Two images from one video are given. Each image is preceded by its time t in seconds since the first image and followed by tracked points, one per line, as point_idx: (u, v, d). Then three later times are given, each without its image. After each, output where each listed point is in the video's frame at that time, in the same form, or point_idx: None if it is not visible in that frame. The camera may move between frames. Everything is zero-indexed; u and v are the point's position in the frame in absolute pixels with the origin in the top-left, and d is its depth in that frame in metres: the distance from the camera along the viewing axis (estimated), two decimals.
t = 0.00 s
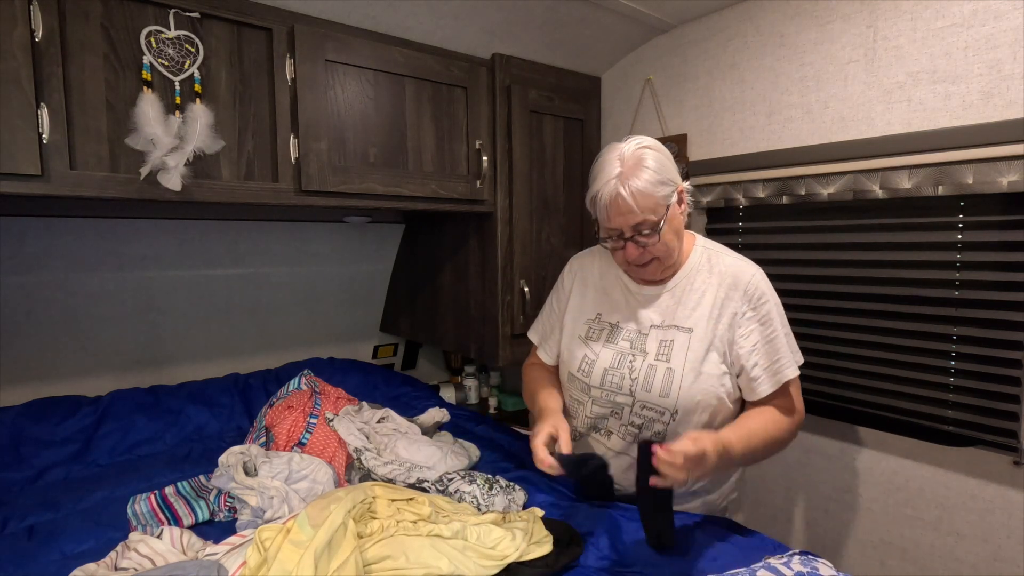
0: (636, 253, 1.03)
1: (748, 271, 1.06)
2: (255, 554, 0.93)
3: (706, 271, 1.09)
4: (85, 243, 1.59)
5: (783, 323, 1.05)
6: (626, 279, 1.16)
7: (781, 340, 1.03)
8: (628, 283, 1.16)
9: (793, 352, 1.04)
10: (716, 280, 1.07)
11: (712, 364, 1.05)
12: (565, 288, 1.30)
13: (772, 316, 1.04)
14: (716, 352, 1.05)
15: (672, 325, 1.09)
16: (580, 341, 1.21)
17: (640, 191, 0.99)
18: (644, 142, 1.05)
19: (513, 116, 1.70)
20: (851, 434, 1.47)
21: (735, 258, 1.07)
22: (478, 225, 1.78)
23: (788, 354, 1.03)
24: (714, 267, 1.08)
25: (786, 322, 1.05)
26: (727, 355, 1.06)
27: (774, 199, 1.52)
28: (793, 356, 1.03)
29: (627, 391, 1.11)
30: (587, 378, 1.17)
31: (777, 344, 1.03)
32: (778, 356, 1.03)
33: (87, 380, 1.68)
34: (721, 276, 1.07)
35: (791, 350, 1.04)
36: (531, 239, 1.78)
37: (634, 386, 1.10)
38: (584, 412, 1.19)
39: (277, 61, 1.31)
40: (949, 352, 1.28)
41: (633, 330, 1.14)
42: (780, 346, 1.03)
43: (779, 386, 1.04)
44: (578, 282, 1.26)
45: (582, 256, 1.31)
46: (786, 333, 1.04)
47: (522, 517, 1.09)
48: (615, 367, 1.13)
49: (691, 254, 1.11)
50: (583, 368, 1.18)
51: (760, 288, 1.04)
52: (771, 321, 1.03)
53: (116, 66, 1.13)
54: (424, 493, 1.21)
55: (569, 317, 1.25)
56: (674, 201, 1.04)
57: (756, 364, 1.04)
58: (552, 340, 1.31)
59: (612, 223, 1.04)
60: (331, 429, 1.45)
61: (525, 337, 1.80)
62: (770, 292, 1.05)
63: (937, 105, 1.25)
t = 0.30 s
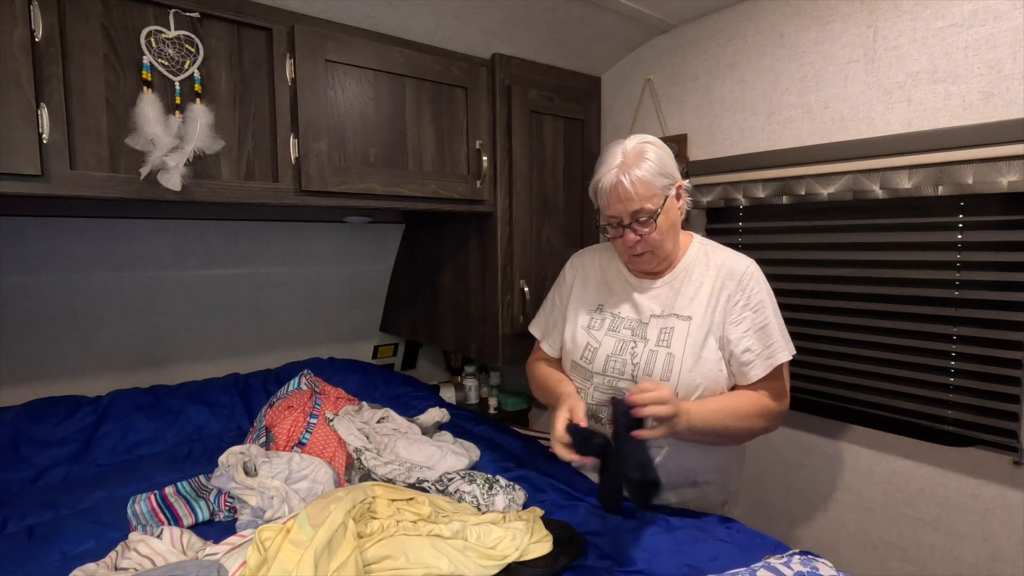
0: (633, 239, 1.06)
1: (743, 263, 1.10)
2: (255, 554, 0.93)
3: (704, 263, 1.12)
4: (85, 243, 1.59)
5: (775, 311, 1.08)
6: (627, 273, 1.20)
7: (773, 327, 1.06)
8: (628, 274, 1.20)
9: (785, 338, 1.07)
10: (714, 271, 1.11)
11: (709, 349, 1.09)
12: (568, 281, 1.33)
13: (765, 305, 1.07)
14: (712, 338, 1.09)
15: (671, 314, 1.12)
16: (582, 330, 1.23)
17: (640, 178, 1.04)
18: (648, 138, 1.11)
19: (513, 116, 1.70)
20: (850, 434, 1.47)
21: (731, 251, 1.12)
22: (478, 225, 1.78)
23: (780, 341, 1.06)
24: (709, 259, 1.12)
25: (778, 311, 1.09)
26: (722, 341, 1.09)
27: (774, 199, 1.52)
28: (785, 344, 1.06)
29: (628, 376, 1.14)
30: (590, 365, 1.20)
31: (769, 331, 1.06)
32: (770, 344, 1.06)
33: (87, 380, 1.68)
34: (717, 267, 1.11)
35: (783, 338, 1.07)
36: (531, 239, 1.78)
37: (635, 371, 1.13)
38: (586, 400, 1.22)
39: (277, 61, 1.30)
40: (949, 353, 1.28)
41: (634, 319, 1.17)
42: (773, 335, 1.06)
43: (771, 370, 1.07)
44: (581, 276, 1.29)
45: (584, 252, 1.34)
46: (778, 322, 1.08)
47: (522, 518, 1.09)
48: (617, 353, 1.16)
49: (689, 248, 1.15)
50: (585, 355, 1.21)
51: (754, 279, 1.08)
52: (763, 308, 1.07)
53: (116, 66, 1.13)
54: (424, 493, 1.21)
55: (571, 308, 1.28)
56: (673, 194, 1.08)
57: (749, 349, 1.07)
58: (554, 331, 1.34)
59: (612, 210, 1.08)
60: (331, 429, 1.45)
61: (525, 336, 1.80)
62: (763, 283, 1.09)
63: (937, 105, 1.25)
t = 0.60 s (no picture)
0: (619, 243, 1.11)
1: (740, 260, 1.10)
2: (255, 554, 0.93)
3: (701, 261, 1.13)
4: (85, 243, 1.60)
5: (774, 305, 1.09)
6: (625, 272, 1.21)
7: (771, 322, 1.07)
8: (627, 274, 1.21)
9: (784, 331, 1.08)
10: (712, 268, 1.11)
11: (709, 345, 1.09)
12: (568, 280, 1.33)
13: (763, 300, 1.08)
14: (711, 334, 1.10)
15: (672, 311, 1.13)
16: (583, 328, 1.23)
17: (624, 185, 1.08)
18: (640, 143, 1.13)
19: (513, 116, 1.70)
20: (850, 434, 1.47)
21: (727, 249, 1.13)
22: (478, 225, 1.78)
23: (778, 335, 1.07)
24: (707, 257, 1.13)
25: (775, 305, 1.10)
26: (723, 336, 1.10)
27: (774, 199, 1.52)
28: (783, 337, 1.07)
29: (630, 372, 1.14)
30: (592, 363, 1.20)
31: (768, 325, 1.07)
32: (769, 338, 1.07)
33: (86, 380, 1.68)
34: (715, 264, 1.11)
35: (781, 332, 1.08)
36: (531, 239, 1.78)
37: (637, 368, 1.13)
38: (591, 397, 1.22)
39: (277, 61, 1.30)
40: (949, 353, 1.28)
41: (635, 316, 1.17)
42: (771, 329, 1.07)
43: (771, 363, 1.08)
44: (581, 275, 1.30)
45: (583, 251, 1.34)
46: (776, 316, 1.08)
47: (523, 517, 1.09)
48: (618, 350, 1.16)
49: (687, 246, 1.15)
50: (587, 353, 1.21)
51: (751, 276, 1.09)
52: (761, 302, 1.07)
53: (116, 66, 1.13)
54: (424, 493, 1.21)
55: (572, 308, 1.28)
56: (662, 199, 1.11)
57: (749, 344, 1.08)
58: (555, 330, 1.33)
59: (600, 215, 1.13)
60: (331, 429, 1.45)
61: (525, 336, 1.80)
62: (761, 278, 1.10)
63: (937, 105, 1.25)
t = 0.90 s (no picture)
0: (616, 246, 1.11)
1: (736, 256, 1.11)
2: (255, 554, 0.93)
3: (697, 261, 1.13)
4: (85, 242, 1.59)
5: (770, 299, 1.10)
6: (623, 274, 1.21)
7: (770, 315, 1.08)
8: (625, 276, 1.21)
9: (782, 325, 1.09)
10: (709, 266, 1.12)
11: (710, 343, 1.09)
12: (568, 284, 1.32)
13: (761, 295, 1.09)
14: (711, 331, 1.10)
15: (671, 310, 1.13)
16: (585, 332, 1.23)
17: (615, 189, 1.09)
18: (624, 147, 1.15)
19: (513, 115, 1.70)
20: (851, 434, 1.47)
21: (722, 245, 1.13)
22: (478, 225, 1.78)
23: (777, 329, 1.08)
24: (703, 255, 1.13)
25: (772, 298, 1.10)
26: (723, 333, 1.10)
27: (774, 199, 1.52)
28: (781, 330, 1.08)
29: (636, 373, 1.14)
30: (597, 365, 1.20)
31: (767, 319, 1.08)
32: (768, 334, 1.07)
33: (86, 380, 1.68)
34: (712, 262, 1.12)
35: (779, 326, 1.09)
36: (531, 239, 1.79)
37: (643, 368, 1.13)
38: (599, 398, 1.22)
39: (277, 61, 1.30)
40: (949, 353, 1.28)
41: (635, 318, 1.17)
42: (770, 322, 1.08)
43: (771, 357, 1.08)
44: (579, 279, 1.29)
45: (581, 255, 1.34)
46: (774, 309, 1.09)
47: (523, 517, 1.09)
48: (621, 352, 1.16)
49: (683, 245, 1.16)
50: (592, 356, 1.21)
51: (748, 271, 1.09)
52: (759, 297, 1.08)
53: (116, 66, 1.13)
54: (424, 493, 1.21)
55: (572, 312, 1.28)
56: (652, 199, 1.12)
57: (749, 339, 1.08)
58: (556, 335, 1.33)
59: (593, 220, 1.13)
60: (331, 429, 1.45)
61: (525, 336, 1.80)
62: (757, 273, 1.11)
63: (937, 105, 1.25)
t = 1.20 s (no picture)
0: (621, 252, 1.11)
1: (733, 256, 1.11)
2: (255, 554, 0.93)
3: (695, 261, 1.13)
4: (85, 242, 1.59)
5: (769, 298, 1.09)
6: (623, 278, 1.21)
7: (768, 315, 1.08)
8: (625, 279, 1.21)
9: (779, 324, 1.09)
10: (707, 266, 1.12)
11: (709, 344, 1.09)
12: (568, 287, 1.32)
13: (759, 294, 1.09)
14: (711, 332, 1.10)
15: (671, 311, 1.13)
16: (586, 335, 1.23)
17: (617, 196, 1.09)
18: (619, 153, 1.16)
19: (513, 115, 1.70)
20: (850, 434, 1.47)
21: (720, 246, 1.13)
22: (478, 225, 1.78)
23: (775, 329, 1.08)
24: (701, 255, 1.13)
25: (770, 296, 1.10)
26: (722, 333, 1.10)
27: (774, 200, 1.52)
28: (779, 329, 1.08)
29: (637, 375, 1.14)
30: (598, 368, 1.20)
31: (766, 319, 1.08)
32: (767, 334, 1.07)
33: (86, 380, 1.68)
34: (710, 262, 1.12)
35: (777, 325, 1.09)
36: (531, 239, 1.79)
37: (643, 370, 1.13)
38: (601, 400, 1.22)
39: (277, 61, 1.31)
40: (949, 352, 1.28)
41: (635, 320, 1.17)
42: (768, 322, 1.08)
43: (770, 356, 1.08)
44: (579, 282, 1.29)
45: (580, 258, 1.34)
46: (772, 309, 1.09)
47: (523, 517, 1.09)
48: (622, 354, 1.16)
49: (681, 245, 1.16)
50: (592, 359, 1.21)
51: (746, 271, 1.09)
52: (758, 296, 1.08)
53: (116, 66, 1.13)
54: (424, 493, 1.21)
55: (572, 315, 1.28)
56: (652, 202, 1.13)
57: (748, 339, 1.08)
58: (556, 337, 1.32)
59: (596, 228, 1.13)
60: (331, 429, 1.45)
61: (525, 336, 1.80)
62: (756, 272, 1.10)
63: (937, 105, 1.25)
